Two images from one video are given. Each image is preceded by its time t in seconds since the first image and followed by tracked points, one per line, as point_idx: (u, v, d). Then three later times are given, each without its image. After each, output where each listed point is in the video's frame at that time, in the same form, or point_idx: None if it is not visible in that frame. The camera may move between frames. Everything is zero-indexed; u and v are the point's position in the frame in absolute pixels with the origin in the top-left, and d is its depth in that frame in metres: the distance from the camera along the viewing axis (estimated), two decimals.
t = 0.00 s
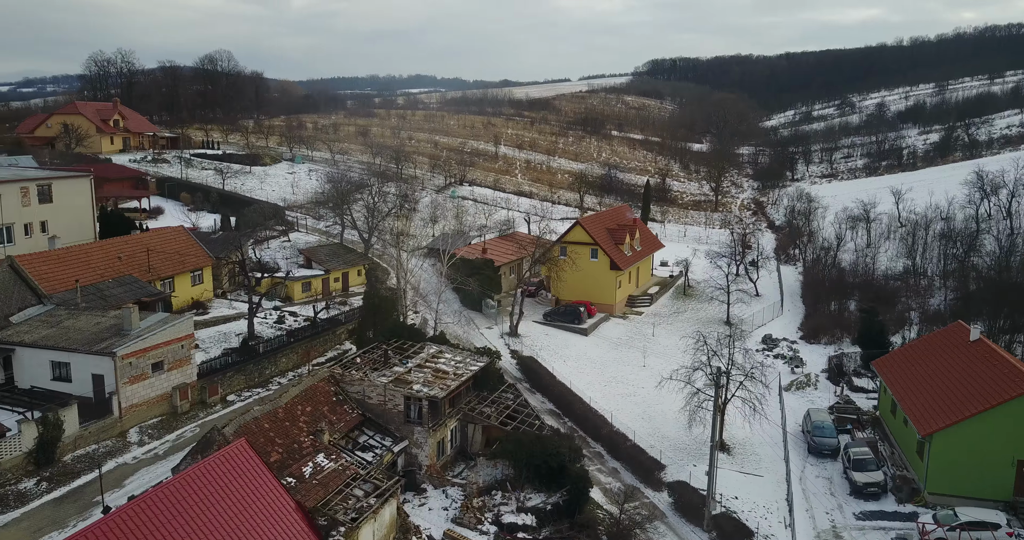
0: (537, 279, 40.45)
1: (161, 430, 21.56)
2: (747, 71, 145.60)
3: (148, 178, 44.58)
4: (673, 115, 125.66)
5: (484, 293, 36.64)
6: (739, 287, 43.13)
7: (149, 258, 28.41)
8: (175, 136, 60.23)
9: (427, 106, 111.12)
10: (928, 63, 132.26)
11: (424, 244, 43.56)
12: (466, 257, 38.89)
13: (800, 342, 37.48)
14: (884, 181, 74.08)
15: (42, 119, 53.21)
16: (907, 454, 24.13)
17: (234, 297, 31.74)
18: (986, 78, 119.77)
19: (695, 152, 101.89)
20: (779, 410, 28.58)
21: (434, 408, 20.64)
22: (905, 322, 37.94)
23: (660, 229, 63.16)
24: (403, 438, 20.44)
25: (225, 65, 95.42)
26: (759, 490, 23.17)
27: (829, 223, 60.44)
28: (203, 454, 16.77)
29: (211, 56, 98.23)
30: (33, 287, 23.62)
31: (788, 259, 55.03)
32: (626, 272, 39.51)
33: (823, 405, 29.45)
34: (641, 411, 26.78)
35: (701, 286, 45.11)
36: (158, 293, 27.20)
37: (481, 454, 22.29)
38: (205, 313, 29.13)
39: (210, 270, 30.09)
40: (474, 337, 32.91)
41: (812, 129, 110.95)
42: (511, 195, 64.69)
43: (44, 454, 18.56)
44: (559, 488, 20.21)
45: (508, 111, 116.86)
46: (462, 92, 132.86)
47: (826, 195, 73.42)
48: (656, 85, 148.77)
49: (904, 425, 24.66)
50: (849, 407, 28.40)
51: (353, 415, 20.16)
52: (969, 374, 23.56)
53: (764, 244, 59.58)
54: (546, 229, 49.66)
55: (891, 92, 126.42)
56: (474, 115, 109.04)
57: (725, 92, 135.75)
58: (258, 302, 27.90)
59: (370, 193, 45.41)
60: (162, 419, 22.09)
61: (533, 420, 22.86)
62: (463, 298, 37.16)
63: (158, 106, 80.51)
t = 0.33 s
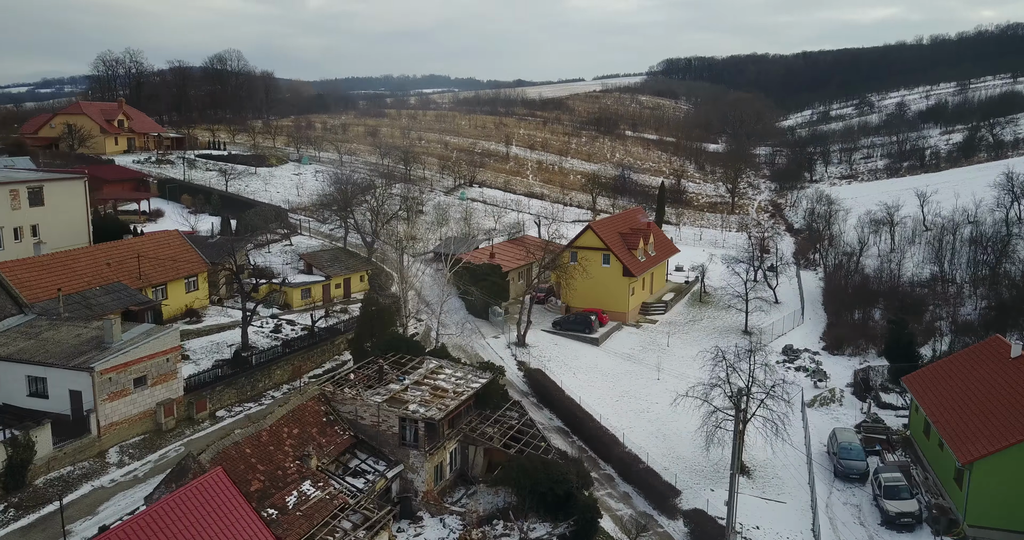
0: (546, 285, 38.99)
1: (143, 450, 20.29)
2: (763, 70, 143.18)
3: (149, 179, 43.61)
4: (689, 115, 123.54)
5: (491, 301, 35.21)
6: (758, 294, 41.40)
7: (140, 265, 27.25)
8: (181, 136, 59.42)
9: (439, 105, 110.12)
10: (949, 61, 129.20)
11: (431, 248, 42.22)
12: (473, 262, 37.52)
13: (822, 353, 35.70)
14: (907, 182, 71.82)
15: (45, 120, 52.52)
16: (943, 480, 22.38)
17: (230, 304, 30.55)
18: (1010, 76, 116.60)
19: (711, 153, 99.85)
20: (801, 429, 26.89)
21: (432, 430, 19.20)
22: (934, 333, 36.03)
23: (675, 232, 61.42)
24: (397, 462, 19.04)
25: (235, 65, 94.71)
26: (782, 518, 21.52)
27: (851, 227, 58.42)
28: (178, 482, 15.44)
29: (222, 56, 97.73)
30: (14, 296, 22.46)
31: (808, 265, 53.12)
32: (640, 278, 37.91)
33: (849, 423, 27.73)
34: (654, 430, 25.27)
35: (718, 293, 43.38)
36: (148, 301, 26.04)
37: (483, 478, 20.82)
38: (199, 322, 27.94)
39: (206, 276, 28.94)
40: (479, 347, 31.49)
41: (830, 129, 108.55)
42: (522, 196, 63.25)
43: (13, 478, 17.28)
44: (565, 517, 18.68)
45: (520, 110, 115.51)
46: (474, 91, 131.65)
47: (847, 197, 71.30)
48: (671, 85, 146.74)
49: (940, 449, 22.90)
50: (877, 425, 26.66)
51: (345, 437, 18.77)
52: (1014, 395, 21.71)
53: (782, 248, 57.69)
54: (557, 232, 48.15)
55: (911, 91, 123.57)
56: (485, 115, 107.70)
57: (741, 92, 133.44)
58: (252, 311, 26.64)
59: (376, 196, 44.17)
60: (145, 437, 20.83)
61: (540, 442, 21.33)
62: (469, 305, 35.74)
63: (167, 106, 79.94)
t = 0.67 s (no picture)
0: (559, 292, 37.50)
1: (125, 471, 19.01)
2: (783, 70, 140.43)
3: (153, 180, 42.69)
4: (707, 115, 121.24)
5: (500, 308, 33.72)
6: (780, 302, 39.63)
7: (132, 271, 26.12)
8: (189, 137, 58.63)
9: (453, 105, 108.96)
10: (976, 59, 125.64)
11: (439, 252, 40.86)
12: (482, 268, 36.12)
13: (849, 366, 33.83)
14: (934, 184, 69.33)
15: (52, 120, 51.89)
16: (987, 511, 20.60)
17: (228, 312, 29.35)
18: None
19: (730, 153, 97.63)
20: (830, 451, 25.14)
21: (430, 455, 17.75)
22: (969, 345, 34.00)
23: (693, 235, 59.60)
24: (393, 489, 17.61)
25: (247, 65, 94.10)
26: None
27: (876, 231, 56.27)
28: (148, 516, 14.10)
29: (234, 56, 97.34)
30: None
31: (832, 270, 51.07)
32: (656, 285, 36.24)
33: (880, 444, 25.96)
34: (671, 451, 23.75)
35: (738, 300, 41.64)
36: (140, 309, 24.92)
37: (486, 507, 19.33)
38: (194, 331, 26.75)
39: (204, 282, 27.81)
40: (487, 358, 30.05)
41: (853, 129, 105.81)
42: (536, 198, 61.76)
43: None
44: None
45: (535, 110, 114.03)
46: (489, 91, 130.37)
47: (871, 199, 68.98)
48: (689, 85, 144.47)
49: (983, 477, 21.11)
50: (912, 448, 24.90)
51: (336, 462, 17.40)
52: None
53: (805, 253, 55.66)
54: (570, 236, 46.58)
55: (936, 90, 120.34)
56: (499, 114, 106.29)
57: (760, 91, 130.86)
58: (248, 320, 25.41)
59: (384, 198, 42.90)
60: (127, 457, 19.57)
61: (547, 467, 19.86)
62: (478, 313, 34.30)
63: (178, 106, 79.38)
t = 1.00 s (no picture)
0: (579, 300, 35.94)
1: (113, 493, 17.71)
2: (811, 69, 137.03)
3: (165, 182, 42.01)
4: (734, 114, 118.46)
5: (516, 318, 32.19)
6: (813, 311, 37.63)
7: (132, 277, 25.08)
8: (206, 137, 58.09)
9: (474, 105, 107.76)
10: (1014, 57, 121.21)
11: (455, 257, 39.48)
12: (499, 274, 34.68)
13: (888, 382, 31.74)
14: (973, 187, 66.36)
15: (68, 120, 51.59)
16: None
17: (233, 319, 28.23)
18: None
19: (757, 154, 95.02)
20: (871, 479, 23.22)
21: (434, 485, 16.26)
22: (1019, 361, 31.69)
23: (719, 239, 57.53)
24: (394, 521, 16.12)
25: (267, 64, 93.78)
26: None
27: (913, 237, 53.75)
28: None
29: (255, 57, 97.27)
30: None
31: (866, 277, 48.75)
32: (682, 293, 34.45)
33: (926, 471, 23.98)
34: (697, 476, 22.09)
35: (768, 309, 39.66)
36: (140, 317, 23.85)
37: None
38: (195, 340, 25.62)
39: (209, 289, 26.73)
40: (502, 371, 28.56)
41: (885, 129, 102.50)
42: (556, 200, 60.17)
43: None
44: None
45: (557, 110, 112.40)
46: (511, 91, 128.99)
47: (906, 202, 66.25)
48: (714, 85, 141.78)
49: None
50: (961, 476, 22.99)
51: (333, 491, 15.98)
52: None
53: (836, 259, 53.34)
54: (591, 240, 44.92)
55: (972, 88, 116.25)
56: (521, 114, 104.81)
57: (787, 91, 127.79)
58: (250, 330, 24.20)
59: (398, 201, 41.66)
60: (116, 478, 18.31)
61: (563, 496, 18.30)
62: (494, 322, 32.79)
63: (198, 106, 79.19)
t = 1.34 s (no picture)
0: (604, 308, 34.28)
1: (100, 517, 16.63)
2: (848, 66, 132.80)
3: (183, 183, 41.45)
4: (767, 114, 115.21)
5: (537, 327, 30.64)
6: (853, 323, 35.43)
7: (135, 283, 24.17)
8: (229, 137, 57.65)
9: (501, 105, 106.46)
10: None
11: (475, 262, 38.04)
12: (519, 280, 33.20)
13: (937, 400, 29.44)
14: None
15: (91, 120, 51.51)
16: None
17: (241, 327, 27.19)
18: None
19: (792, 155, 92.02)
20: (922, 513, 21.13)
21: (439, 520, 14.73)
22: None
23: (752, 244, 55.24)
24: None
25: (293, 64, 93.56)
26: None
27: (959, 243, 50.86)
28: None
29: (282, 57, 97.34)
30: None
31: (907, 285, 46.10)
32: (713, 302, 32.55)
33: (983, 505, 21.77)
34: (729, 508, 20.27)
35: (805, 319, 37.51)
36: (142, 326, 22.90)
37: None
38: (201, 349, 24.62)
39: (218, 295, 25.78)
40: (522, 385, 27.03)
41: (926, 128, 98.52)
42: (582, 202, 58.43)
43: None
44: None
45: (586, 110, 110.54)
46: (538, 90, 127.45)
47: (950, 206, 63.06)
48: (747, 85, 138.49)
49: None
50: None
51: (329, 524, 14.63)
52: None
53: (877, 266, 50.70)
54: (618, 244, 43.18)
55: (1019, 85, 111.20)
56: (548, 114, 103.17)
57: (823, 90, 124.00)
58: (255, 340, 23.01)
59: (418, 203, 40.40)
60: (105, 501, 17.24)
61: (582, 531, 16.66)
62: (514, 331, 31.25)
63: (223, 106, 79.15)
